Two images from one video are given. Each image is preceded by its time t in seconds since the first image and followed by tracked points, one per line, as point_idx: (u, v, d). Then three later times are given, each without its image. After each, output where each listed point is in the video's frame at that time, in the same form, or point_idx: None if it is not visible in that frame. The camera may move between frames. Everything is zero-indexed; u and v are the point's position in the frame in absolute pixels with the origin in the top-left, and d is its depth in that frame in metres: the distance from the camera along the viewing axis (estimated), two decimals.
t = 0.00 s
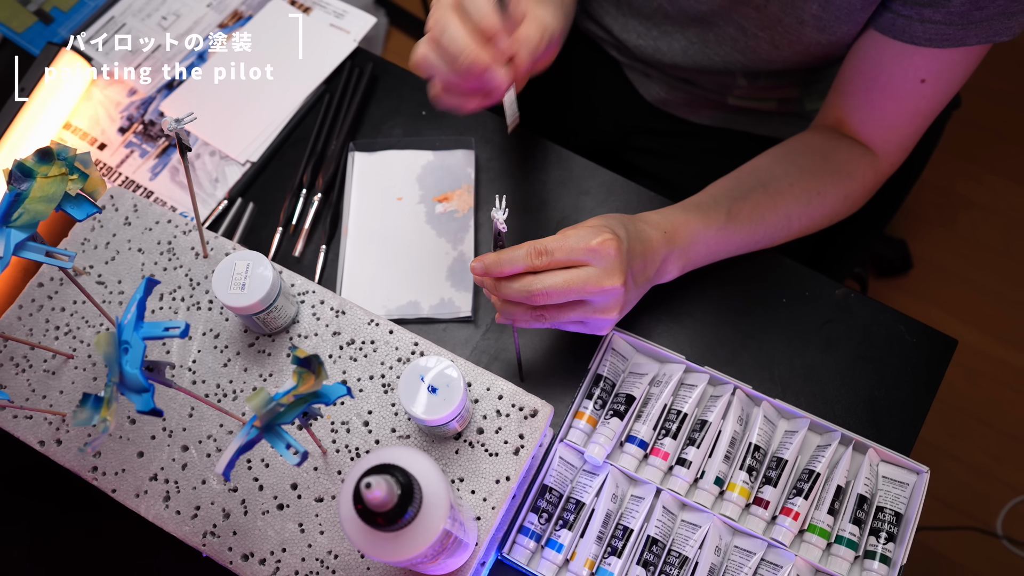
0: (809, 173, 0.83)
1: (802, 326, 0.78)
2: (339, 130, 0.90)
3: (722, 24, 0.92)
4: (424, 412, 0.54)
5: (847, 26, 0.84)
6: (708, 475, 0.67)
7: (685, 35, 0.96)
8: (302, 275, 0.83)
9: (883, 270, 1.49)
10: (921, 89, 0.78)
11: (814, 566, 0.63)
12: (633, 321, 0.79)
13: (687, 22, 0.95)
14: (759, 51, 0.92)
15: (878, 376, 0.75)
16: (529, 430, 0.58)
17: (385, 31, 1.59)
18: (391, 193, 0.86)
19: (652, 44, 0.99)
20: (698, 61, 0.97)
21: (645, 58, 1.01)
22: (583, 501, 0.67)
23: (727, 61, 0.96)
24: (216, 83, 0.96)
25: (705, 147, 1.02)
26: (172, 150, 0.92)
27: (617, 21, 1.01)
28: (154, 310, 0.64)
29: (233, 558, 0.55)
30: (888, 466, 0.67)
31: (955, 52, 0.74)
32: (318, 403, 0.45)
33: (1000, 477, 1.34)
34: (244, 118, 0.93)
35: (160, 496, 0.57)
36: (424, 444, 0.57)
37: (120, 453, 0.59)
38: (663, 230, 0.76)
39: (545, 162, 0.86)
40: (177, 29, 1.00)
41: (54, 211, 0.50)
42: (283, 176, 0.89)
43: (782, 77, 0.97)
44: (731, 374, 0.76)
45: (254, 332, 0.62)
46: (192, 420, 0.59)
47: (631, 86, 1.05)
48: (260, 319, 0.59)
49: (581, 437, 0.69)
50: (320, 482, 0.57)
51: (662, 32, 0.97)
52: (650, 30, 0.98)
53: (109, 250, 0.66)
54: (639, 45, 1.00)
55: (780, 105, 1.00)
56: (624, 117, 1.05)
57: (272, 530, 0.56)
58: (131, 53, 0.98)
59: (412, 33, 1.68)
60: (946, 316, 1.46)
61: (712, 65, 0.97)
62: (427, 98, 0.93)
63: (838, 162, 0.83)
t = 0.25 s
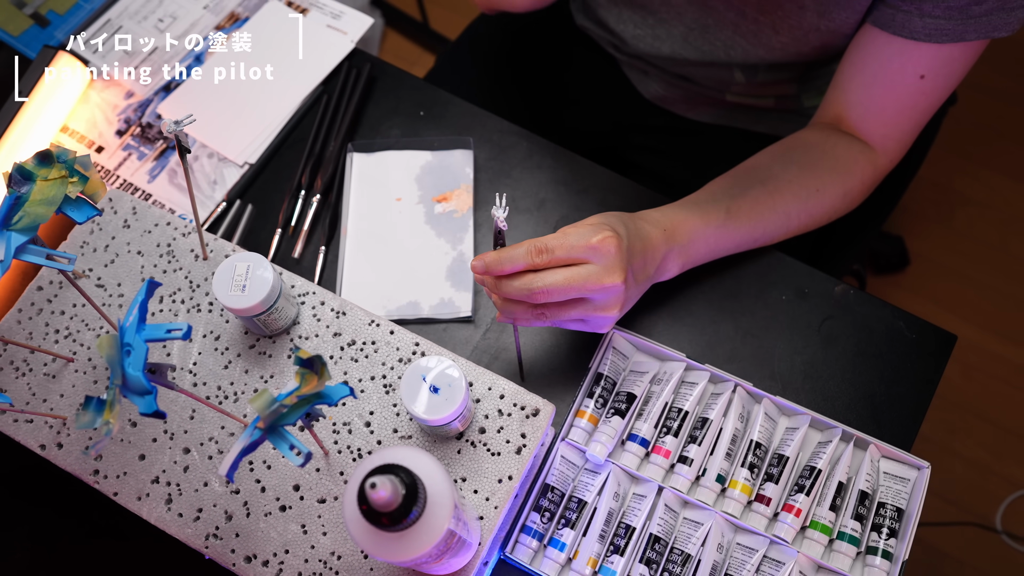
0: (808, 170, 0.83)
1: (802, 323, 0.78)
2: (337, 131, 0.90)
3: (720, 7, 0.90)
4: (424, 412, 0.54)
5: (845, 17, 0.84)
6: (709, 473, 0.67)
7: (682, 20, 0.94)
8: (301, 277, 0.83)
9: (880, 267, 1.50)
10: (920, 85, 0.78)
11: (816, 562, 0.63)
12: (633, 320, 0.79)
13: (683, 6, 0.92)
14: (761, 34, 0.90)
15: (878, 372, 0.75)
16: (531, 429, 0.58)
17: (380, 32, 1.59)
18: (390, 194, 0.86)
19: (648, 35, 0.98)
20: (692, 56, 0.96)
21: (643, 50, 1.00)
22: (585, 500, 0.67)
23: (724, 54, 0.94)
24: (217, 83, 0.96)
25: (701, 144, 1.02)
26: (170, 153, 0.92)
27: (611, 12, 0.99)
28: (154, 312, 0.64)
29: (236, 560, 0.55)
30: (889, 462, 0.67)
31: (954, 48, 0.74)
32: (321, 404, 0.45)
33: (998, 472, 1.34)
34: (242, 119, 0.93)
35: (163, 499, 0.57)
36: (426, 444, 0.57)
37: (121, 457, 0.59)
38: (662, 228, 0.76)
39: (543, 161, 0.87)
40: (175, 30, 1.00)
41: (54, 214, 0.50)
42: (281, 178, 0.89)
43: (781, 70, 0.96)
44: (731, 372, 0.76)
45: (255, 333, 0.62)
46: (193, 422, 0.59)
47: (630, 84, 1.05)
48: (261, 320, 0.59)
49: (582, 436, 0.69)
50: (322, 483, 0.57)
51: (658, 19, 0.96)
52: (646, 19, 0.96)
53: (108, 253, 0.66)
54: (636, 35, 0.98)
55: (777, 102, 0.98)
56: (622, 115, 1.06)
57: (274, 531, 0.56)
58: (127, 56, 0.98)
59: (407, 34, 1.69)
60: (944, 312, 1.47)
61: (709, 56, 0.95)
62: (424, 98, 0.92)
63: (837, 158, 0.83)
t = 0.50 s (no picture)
0: (806, 166, 0.83)
1: (802, 320, 0.78)
2: (335, 132, 0.90)
3: None
4: (427, 412, 0.54)
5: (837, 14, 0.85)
6: (711, 470, 0.67)
7: (677, 8, 0.93)
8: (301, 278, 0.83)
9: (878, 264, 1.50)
10: (917, 80, 0.78)
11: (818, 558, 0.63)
12: (633, 319, 0.79)
13: None
14: (759, 16, 0.89)
15: (877, 368, 0.76)
16: (533, 429, 0.58)
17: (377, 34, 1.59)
18: (389, 194, 0.86)
19: (643, 24, 0.97)
20: (691, 43, 0.95)
21: (639, 44, 1.00)
22: (587, 498, 0.67)
23: (722, 44, 0.94)
24: (217, 83, 0.96)
25: (699, 142, 1.03)
26: (168, 155, 0.91)
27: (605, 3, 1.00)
28: (154, 315, 0.64)
29: (240, 562, 0.55)
30: (889, 458, 0.67)
31: (950, 42, 0.74)
32: (324, 405, 0.45)
33: (997, 467, 1.35)
34: (240, 121, 0.93)
35: (165, 502, 0.57)
36: (428, 444, 0.57)
37: (123, 460, 0.58)
38: (660, 225, 0.76)
39: (542, 160, 0.87)
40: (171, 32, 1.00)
41: (55, 217, 0.50)
42: (279, 179, 0.89)
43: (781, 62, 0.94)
44: (732, 369, 0.76)
45: (255, 335, 0.62)
46: (194, 425, 0.59)
47: (629, 81, 1.06)
48: (262, 322, 0.59)
49: (583, 435, 0.69)
50: (325, 485, 0.57)
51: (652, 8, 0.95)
52: (641, 9, 0.96)
53: (107, 256, 0.66)
54: (630, 25, 0.98)
55: (775, 97, 0.98)
56: (620, 113, 1.06)
57: (277, 533, 0.56)
58: (124, 59, 0.98)
59: (404, 36, 1.69)
60: (941, 309, 1.47)
61: (707, 42, 0.94)
62: (422, 99, 0.92)
63: (834, 155, 0.83)
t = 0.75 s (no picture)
0: (804, 162, 0.83)
1: (801, 317, 0.78)
2: (333, 133, 0.90)
3: None
4: (429, 411, 0.54)
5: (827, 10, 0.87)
6: (713, 468, 0.67)
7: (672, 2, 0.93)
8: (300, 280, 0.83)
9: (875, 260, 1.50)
10: (912, 75, 0.78)
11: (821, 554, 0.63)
12: (633, 317, 0.80)
13: None
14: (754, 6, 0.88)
15: (877, 364, 0.76)
16: (535, 428, 0.58)
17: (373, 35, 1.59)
18: (388, 195, 0.86)
19: (637, 20, 0.97)
20: (686, 38, 0.95)
21: (632, 37, 1.00)
22: (590, 497, 0.67)
23: (717, 39, 0.94)
24: (217, 83, 0.96)
25: (700, 142, 1.02)
26: (166, 157, 0.91)
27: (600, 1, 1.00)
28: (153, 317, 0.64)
29: (243, 564, 0.55)
30: (890, 453, 0.67)
31: (944, 36, 0.74)
32: (327, 406, 0.45)
33: (996, 462, 1.35)
34: (238, 123, 0.93)
35: (167, 504, 0.57)
36: (429, 444, 0.57)
37: (124, 463, 0.58)
38: (661, 224, 0.76)
39: (540, 159, 0.87)
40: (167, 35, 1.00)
41: (54, 219, 0.49)
42: (278, 181, 0.89)
43: (776, 56, 0.94)
44: (732, 367, 0.76)
45: (256, 337, 0.62)
46: (196, 427, 0.59)
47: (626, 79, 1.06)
48: (263, 323, 0.59)
49: (585, 434, 0.69)
50: (327, 486, 0.57)
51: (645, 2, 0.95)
52: (634, 4, 0.96)
53: (107, 259, 0.66)
54: (625, 21, 0.98)
55: (771, 94, 0.99)
56: (618, 112, 1.06)
57: (280, 534, 0.56)
58: (121, 61, 0.98)
59: (399, 36, 1.69)
60: (939, 305, 1.47)
61: (702, 36, 0.94)
62: (419, 99, 0.92)
63: (832, 152, 0.83)
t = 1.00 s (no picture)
0: (809, 161, 0.83)
1: (801, 314, 0.78)
2: (331, 133, 0.90)
3: None
4: (430, 411, 0.54)
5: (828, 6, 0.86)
6: (714, 465, 0.67)
7: None
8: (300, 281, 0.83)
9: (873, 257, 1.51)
10: (918, 66, 0.78)
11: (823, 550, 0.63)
12: (633, 315, 0.80)
13: None
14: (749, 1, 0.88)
15: (877, 360, 0.76)
16: (537, 427, 0.58)
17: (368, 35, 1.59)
18: (387, 195, 0.86)
19: (635, 14, 0.96)
20: (684, 34, 0.94)
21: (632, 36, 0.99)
22: (592, 495, 0.67)
23: (714, 35, 0.93)
24: (217, 83, 0.96)
25: (696, 139, 1.03)
26: (164, 160, 0.91)
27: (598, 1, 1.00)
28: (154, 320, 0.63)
29: (245, 565, 0.55)
30: (891, 449, 0.67)
31: (949, 26, 0.74)
32: (331, 406, 0.45)
33: (994, 457, 1.35)
34: (236, 125, 0.93)
35: (169, 507, 0.57)
36: (431, 443, 0.57)
37: (126, 465, 0.58)
38: (664, 224, 0.76)
39: (538, 159, 0.87)
40: (163, 37, 1.00)
41: (54, 222, 0.49)
42: (276, 182, 0.88)
43: (775, 53, 0.94)
44: (732, 364, 0.76)
45: (256, 338, 0.62)
46: (197, 429, 0.59)
47: (622, 80, 1.06)
48: (264, 325, 0.59)
49: (586, 432, 0.69)
50: (329, 487, 0.57)
51: None
52: None
53: (106, 261, 0.66)
54: (623, 16, 0.97)
55: (768, 93, 0.98)
56: (615, 113, 1.06)
57: (283, 536, 0.56)
58: (118, 64, 0.97)
59: (395, 37, 1.69)
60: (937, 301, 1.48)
61: (700, 32, 0.93)
62: (417, 99, 0.92)
63: (838, 150, 0.83)
